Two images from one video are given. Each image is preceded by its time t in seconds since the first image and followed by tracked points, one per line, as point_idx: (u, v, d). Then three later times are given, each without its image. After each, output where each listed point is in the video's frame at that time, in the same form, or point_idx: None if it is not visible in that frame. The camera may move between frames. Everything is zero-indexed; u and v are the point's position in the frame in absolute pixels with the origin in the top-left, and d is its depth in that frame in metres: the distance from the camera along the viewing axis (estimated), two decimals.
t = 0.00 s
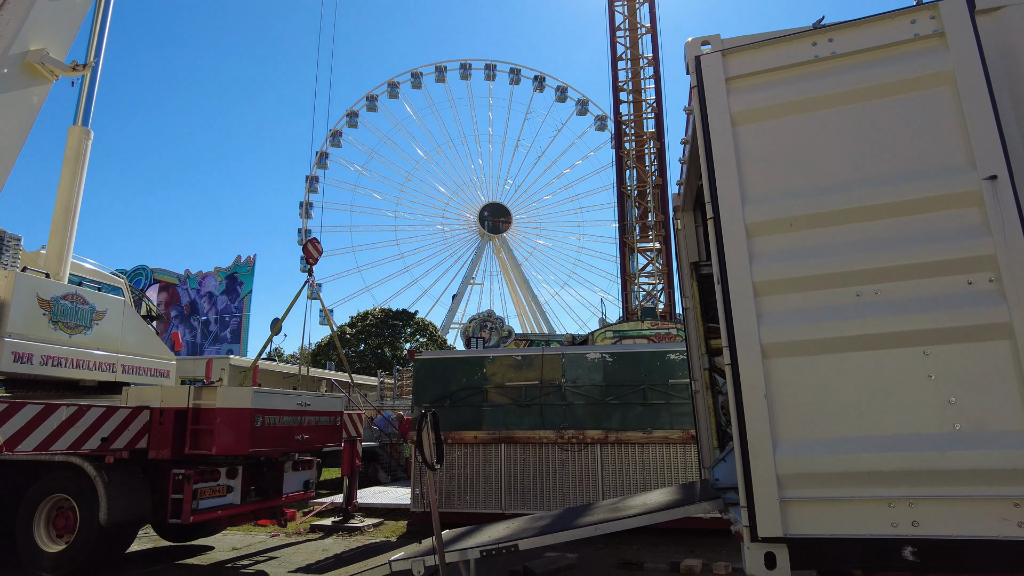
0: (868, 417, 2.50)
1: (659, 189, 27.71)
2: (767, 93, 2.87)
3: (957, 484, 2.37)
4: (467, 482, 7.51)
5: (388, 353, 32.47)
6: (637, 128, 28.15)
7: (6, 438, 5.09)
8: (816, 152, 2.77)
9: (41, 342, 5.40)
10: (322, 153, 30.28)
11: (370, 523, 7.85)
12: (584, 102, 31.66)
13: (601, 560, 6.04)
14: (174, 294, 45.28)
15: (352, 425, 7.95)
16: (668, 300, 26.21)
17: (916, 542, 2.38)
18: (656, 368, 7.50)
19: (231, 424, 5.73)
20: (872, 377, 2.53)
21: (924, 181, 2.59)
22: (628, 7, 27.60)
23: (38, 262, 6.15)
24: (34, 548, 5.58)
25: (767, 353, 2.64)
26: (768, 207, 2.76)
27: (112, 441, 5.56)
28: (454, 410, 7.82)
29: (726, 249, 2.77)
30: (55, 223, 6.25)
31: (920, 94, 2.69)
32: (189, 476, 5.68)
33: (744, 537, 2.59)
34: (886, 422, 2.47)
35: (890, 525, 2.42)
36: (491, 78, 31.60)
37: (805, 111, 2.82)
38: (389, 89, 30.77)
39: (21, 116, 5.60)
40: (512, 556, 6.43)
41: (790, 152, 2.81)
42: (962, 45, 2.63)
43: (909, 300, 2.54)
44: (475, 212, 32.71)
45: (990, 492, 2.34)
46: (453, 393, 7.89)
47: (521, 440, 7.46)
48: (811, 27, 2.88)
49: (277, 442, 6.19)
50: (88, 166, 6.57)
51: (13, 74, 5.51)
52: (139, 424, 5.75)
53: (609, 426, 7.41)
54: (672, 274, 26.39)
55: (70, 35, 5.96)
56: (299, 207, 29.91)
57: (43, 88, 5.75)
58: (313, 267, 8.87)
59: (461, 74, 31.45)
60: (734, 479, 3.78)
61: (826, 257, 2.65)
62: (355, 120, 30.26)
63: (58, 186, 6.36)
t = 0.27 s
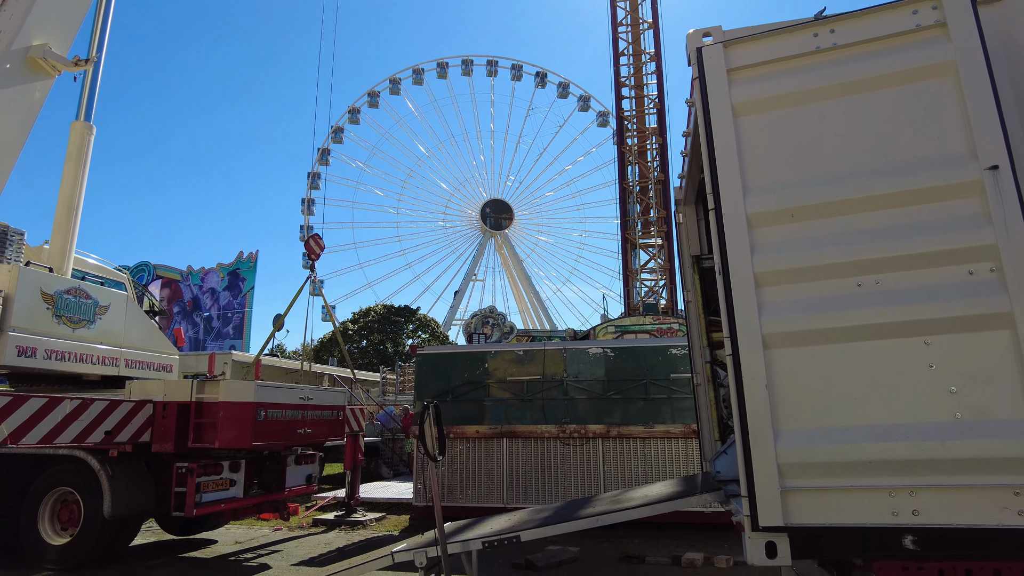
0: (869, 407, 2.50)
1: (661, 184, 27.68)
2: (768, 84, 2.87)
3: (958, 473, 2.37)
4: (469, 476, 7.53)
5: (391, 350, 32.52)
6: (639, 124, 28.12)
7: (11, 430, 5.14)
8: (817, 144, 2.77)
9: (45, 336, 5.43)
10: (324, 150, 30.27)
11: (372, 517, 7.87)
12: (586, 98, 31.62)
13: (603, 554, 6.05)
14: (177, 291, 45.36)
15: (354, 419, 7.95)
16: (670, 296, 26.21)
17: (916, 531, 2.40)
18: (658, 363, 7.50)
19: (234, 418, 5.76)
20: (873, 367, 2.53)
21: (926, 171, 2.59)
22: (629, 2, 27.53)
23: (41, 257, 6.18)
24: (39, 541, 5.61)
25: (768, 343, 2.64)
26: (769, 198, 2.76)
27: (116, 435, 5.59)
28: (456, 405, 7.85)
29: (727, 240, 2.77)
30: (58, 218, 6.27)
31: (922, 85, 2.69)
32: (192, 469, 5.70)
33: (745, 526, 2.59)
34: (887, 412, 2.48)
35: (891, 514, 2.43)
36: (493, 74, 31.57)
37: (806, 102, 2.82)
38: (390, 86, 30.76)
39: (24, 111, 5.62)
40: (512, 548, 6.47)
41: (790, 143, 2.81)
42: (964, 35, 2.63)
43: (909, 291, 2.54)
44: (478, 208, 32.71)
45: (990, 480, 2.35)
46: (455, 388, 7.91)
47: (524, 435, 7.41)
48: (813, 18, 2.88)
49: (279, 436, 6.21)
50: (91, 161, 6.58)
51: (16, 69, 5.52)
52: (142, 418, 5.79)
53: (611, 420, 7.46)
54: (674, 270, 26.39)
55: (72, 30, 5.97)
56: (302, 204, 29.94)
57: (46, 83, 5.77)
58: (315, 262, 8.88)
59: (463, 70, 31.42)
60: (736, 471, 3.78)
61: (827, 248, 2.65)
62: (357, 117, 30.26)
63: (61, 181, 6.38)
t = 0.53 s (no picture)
0: (872, 392, 2.50)
1: (664, 174, 27.57)
2: (772, 69, 2.85)
3: (961, 458, 2.38)
4: (472, 464, 7.57)
5: (394, 340, 32.58)
6: (641, 113, 27.99)
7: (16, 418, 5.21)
8: (821, 129, 2.75)
9: (50, 326, 5.45)
10: (326, 140, 30.20)
11: (376, 505, 7.92)
12: (589, 88, 31.46)
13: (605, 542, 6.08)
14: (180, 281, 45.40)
15: (358, 409, 7.96)
16: (673, 286, 26.18)
17: (918, 515, 2.40)
18: (660, 353, 7.48)
19: (238, 406, 5.79)
20: (876, 352, 2.53)
21: (931, 156, 2.58)
22: None
23: (45, 247, 6.19)
24: (46, 528, 5.66)
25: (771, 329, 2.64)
26: (772, 183, 2.75)
27: (120, 423, 5.60)
28: (459, 394, 7.86)
29: (731, 226, 2.76)
30: (61, 208, 6.28)
31: (927, 69, 2.66)
32: (196, 457, 5.74)
33: (747, 510, 2.60)
34: (891, 397, 2.48)
35: (893, 499, 2.43)
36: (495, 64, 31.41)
37: (811, 87, 2.80)
38: (392, 76, 30.64)
39: (26, 100, 5.61)
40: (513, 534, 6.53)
41: (795, 128, 2.79)
42: (970, 19, 2.61)
43: (913, 276, 2.54)
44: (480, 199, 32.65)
45: (993, 465, 2.35)
46: (458, 377, 7.92)
47: (526, 423, 7.49)
48: (818, 2, 2.85)
49: (283, 424, 6.23)
50: (93, 151, 6.58)
51: (17, 58, 5.51)
52: (147, 406, 5.84)
53: (613, 409, 7.46)
54: (677, 260, 26.35)
55: (73, 18, 5.95)
56: (304, 194, 29.92)
57: (47, 72, 5.76)
58: (317, 252, 8.88)
59: (465, 60, 31.28)
60: (738, 457, 3.78)
61: (831, 233, 2.65)
62: (359, 107, 30.16)
63: (64, 171, 6.38)
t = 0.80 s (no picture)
0: (876, 375, 2.50)
1: (669, 159, 27.40)
2: (778, 50, 2.82)
3: (965, 440, 2.38)
4: (476, 448, 7.62)
5: (397, 326, 32.67)
6: (645, 97, 27.77)
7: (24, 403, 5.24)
8: (827, 110, 2.72)
9: (55, 311, 5.48)
10: (328, 126, 30.07)
11: (381, 489, 7.98)
12: (593, 71, 31.21)
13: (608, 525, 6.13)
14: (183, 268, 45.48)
15: (362, 393, 8.03)
16: (677, 271, 26.13)
17: (920, 497, 2.42)
18: (664, 338, 7.47)
19: (243, 390, 5.82)
20: (881, 335, 2.52)
21: (939, 137, 2.56)
22: None
23: (49, 232, 6.20)
24: (54, 511, 5.73)
25: (775, 311, 2.63)
26: (778, 166, 2.73)
27: (127, 408, 5.65)
28: (463, 379, 7.88)
29: (736, 209, 2.75)
30: (64, 194, 6.28)
31: (936, 49, 2.63)
32: (202, 441, 5.78)
33: (751, 492, 2.61)
34: (896, 379, 2.47)
35: (897, 481, 2.44)
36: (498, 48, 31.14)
37: (817, 68, 2.77)
38: (394, 60, 30.41)
39: (27, 85, 5.60)
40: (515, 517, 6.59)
41: (801, 110, 2.76)
42: None
43: (919, 258, 2.53)
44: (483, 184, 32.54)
45: (997, 447, 2.35)
46: (461, 362, 7.95)
47: (529, 408, 7.55)
48: None
49: (288, 408, 6.27)
50: (95, 136, 6.56)
51: (18, 43, 5.49)
52: (152, 391, 5.86)
53: (616, 394, 7.43)
54: (681, 246, 26.28)
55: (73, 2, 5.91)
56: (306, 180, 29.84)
57: (48, 57, 5.74)
58: (320, 238, 8.88)
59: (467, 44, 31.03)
60: (742, 441, 3.79)
61: (836, 216, 2.63)
62: (361, 92, 29.98)
63: (66, 156, 6.37)
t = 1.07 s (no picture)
0: (881, 358, 2.49)
1: (674, 142, 27.20)
2: (785, 29, 2.78)
3: (970, 422, 2.38)
4: (481, 431, 7.67)
5: (402, 310, 32.73)
6: (650, 80, 27.53)
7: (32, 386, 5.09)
8: (834, 91, 2.69)
9: (62, 295, 5.50)
10: (331, 110, 29.90)
11: (386, 471, 8.04)
12: (597, 54, 30.92)
13: (611, 506, 6.18)
14: (188, 253, 45.55)
15: (367, 376, 8.08)
16: (682, 256, 26.05)
17: (925, 479, 2.42)
18: (668, 322, 7.48)
19: (249, 374, 5.85)
20: (887, 318, 2.51)
21: (948, 118, 2.53)
22: None
23: (53, 217, 6.21)
24: (64, 493, 5.81)
25: (780, 293, 2.63)
26: (785, 147, 2.70)
27: (134, 391, 5.66)
28: (467, 363, 7.91)
29: (742, 190, 2.73)
30: (68, 178, 6.29)
31: (946, 28, 2.59)
32: (209, 424, 5.83)
33: (755, 474, 2.62)
34: (901, 361, 2.47)
35: (901, 463, 2.45)
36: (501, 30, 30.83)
37: (825, 48, 2.73)
38: (397, 43, 30.17)
39: (29, 69, 5.61)
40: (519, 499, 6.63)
41: (808, 91, 2.73)
42: None
43: (926, 240, 2.51)
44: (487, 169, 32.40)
45: (1002, 429, 2.35)
46: (466, 346, 7.97)
47: (533, 391, 7.56)
48: None
49: (294, 391, 6.30)
50: (98, 121, 6.55)
51: (19, 26, 5.48)
52: (159, 374, 5.85)
53: (619, 378, 7.47)
54: (686, 230, 26.17)
55: None
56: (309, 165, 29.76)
57: (50, 40, 5.74)
58: (324, 222, 8.87)
59: (471, 27, 30.75)
60: (746, 424, 3.80)
61: (843, 197, 2.61)
62: (364, 76, 29.79)
63: (70, 141, 6.37)
